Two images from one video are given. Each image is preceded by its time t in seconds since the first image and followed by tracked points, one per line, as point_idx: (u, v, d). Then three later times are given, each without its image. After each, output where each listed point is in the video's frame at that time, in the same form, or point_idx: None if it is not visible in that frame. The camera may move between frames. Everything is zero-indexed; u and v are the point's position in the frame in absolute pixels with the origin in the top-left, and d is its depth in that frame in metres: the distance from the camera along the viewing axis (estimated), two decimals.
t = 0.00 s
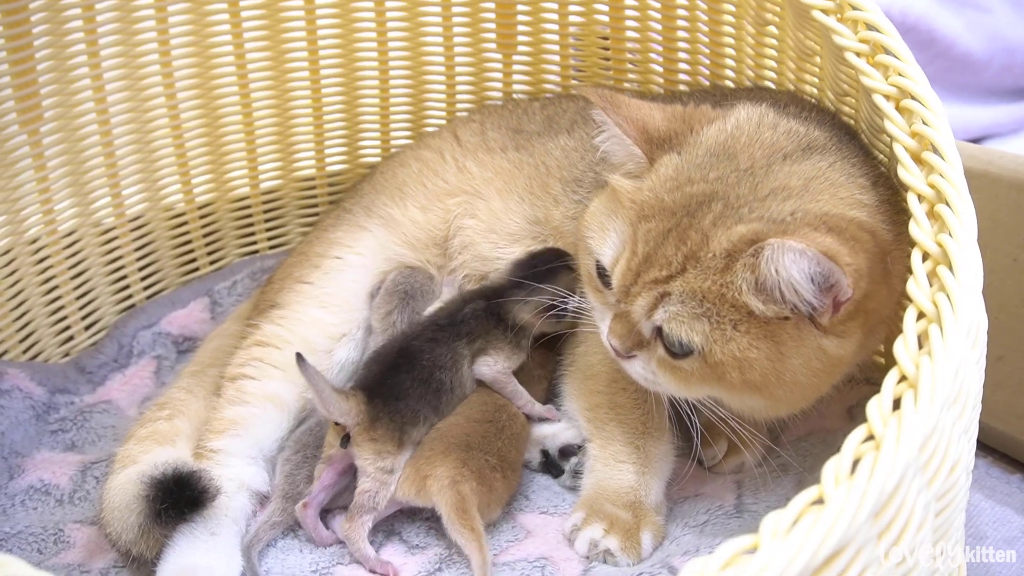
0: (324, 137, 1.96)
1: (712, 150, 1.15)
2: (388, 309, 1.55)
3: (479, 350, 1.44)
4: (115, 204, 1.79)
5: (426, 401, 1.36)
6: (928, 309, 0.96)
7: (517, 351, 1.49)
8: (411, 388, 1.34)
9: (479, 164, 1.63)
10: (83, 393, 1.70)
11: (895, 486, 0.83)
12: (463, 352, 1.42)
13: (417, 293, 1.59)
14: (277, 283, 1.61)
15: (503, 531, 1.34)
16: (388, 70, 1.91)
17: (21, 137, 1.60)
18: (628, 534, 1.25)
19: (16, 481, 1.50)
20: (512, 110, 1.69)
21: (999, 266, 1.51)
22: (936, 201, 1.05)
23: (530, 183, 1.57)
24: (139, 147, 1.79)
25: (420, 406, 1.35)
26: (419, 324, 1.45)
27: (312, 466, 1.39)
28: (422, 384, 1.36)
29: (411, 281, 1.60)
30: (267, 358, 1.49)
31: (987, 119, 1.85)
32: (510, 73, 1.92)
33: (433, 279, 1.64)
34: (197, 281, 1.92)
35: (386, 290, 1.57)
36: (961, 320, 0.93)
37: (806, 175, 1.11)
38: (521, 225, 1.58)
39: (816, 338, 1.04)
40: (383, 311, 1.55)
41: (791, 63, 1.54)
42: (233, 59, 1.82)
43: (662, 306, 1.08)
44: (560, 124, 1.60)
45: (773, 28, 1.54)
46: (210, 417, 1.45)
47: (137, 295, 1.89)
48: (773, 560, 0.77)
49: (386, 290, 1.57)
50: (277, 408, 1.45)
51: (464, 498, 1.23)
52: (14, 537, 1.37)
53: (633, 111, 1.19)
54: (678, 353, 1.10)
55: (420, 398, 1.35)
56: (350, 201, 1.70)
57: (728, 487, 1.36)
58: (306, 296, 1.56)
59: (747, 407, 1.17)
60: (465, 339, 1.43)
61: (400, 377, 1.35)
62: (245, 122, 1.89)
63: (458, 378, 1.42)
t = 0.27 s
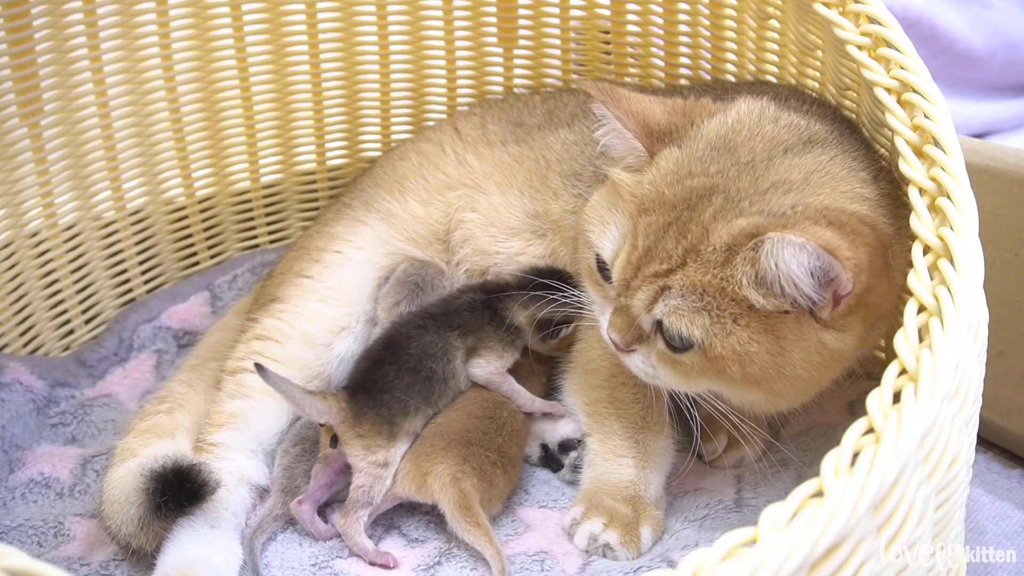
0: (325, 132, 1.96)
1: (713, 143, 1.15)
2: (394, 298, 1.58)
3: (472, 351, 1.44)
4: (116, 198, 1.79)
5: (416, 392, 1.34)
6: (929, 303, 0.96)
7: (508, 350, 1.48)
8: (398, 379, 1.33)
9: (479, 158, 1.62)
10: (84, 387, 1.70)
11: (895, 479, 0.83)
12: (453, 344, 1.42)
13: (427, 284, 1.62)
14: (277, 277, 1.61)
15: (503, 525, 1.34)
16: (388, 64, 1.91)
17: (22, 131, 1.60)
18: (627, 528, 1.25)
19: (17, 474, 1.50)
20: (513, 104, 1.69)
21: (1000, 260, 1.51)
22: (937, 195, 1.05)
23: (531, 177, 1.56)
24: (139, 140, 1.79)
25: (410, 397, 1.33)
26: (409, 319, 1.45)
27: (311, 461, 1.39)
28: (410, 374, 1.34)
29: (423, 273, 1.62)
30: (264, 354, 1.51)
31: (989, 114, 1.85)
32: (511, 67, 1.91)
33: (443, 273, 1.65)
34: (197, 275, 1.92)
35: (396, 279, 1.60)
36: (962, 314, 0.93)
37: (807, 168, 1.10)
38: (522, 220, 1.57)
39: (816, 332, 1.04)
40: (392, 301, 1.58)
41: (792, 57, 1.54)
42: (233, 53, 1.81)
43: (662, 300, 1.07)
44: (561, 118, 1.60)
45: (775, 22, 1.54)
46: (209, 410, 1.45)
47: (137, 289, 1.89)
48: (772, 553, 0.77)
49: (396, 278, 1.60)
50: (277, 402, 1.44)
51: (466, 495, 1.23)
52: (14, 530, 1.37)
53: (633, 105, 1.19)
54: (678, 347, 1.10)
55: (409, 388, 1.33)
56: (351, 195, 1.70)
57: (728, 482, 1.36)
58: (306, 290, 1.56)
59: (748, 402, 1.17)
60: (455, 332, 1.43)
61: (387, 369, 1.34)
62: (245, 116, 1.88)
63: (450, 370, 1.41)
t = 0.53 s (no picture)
0: (323, 130, 1.95)
1: (713, 140, 1.15)
2: (395, 297, 1.57)
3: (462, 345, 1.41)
4: (113, 195, 1.78)
5: (407, 383, 1.34)
6: (928, 300, 0.96)
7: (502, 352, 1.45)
8: (387, 371, 1.33)
9: (478, 157, 1.62)
10: (81, 385, 1.70)
11: (894, 476, 0.83)
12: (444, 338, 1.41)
13: (427, 283, 1.61)
14: (275, 275, 1.61)
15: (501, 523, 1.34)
16: (386, 61, 1.90)
17: (18, 128, 1.59)
18: (626, 526, 1.25)
19: (14, 473, 1.50)
20: (512, 102, 1.68)
21: (999, 258, 1.51)
22: (936, 192, 1.05)
23: (529, 175, 1.56)
24: (136, 138, 1.78)
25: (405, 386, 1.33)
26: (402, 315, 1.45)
27: (309, 458, 1.39)
28: (399, 366, 1.34)
29: (422, 271, 1.61)
30: (264, 351, 1.50)
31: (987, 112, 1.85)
32: (509, 65, 1.91)
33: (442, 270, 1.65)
34: (195, 273, 1.92)
35: (396, 278, 1.58)
36: (961, 311, 0.93)
37: (806, 164, 1.10)
38: (521, 219, 1.56)
39: (816, 327, 1.04)
40: (391, 300, 1.57)
41: (791, 55, 1.54)
42: (231, 50, 1.81)
43: (662, 296, 1.07)
44: (559, 116, 1.59)
45: (773, 20, 1.54)
46: (207, 409, 1.44)
47: (135, 287, 1.88)
48: (772, 551, 0.77)
49: (396, 277, 1.58)
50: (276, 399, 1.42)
51: (469, 491, 1.23)
52: (11, 529, 1.37)
53: (632, 102, 1.19)
54: (678, 343, 1.10)
55: (400, 379, 1.33)
56: (349, 194, 1.70)
57: (727, 480, 1.36)
58: (304, 288, 1.56)
59: (748, 398, 1.17)
60: (444, 327, 1.41)
61: (377, 362, 1.34)
62: (243, 114, 1.88)
63: (440, 366, 1.39)
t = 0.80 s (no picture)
0: (323, 123, 1.95)
1: (713, 132, 1.15)
2: (392, 291, 1.56)
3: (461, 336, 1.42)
4: (112, 188, 1.78)
5: (404, 384, 1.32)
6: (927, 293, 0.96)
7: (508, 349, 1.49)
8: (386, 369, 1.32)
9: (478, 151, 1.62)
10: (80, 378, 1.70)
11: (893, 469, 0.83)
12: (447, 333, 1.40)
13: (425, 277, 1.60)
14: (275, 269, 1.61)
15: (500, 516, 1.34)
16: (386, 55, 1.90)
17: (17, 121, 1.59)
18: (625, 519, 1.25)
19: (13, 465, 1.50)
20: (511, 97, 1.68)
21: (998, 254, 1.51)
22: (936, 185, 1.05)
23: (529, 169, 1.56)
24: (136, 131, 1.78)
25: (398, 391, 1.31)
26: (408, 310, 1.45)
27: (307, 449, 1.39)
28: (399, 366, 1.33)
29: (421, 264, 1.60)
30: (263, 345, 1.50)
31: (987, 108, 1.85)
32: (509, 59, 1.91)
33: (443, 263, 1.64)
34: (195, 267, 1.92)
35: (394, 271, 1.57)
36: (961, 305, 0.93)
37: (806, 156, 1.10)
38: (520, 213, 1.56)
39: (817, 319, 1.04)
40: (388, 292, 1.56)
41: (791, 50, 1.54)
42: (231, 44, 1.80)
43: (664, 288, 1.07)
44: (559, 111, 1.59)
45: (773, 15, 1.54)
46: (206, 401, 1.44)
47: (134, 280, 1.88)
48: (771, 542, 0.77)
49: (394, 270, 1.57)
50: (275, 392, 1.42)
51: (471, 480, 1.23)
52: (10, 521, 1.37)
53: (632, 95, 1.19)
54: (679, 336, 1.10)
55: (397, 379, 1.32)
56: (348, 188, 1.70)
57: (726, 473, 1.36)
58: (303, 282, 1.56)
59: (749, 391, 1.17)
60: (449, 318, 1.42)
61: (378, 359, 1.33)
62: (243, 109, 1.88)
63: (439, 363, 1.38)
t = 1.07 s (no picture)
0: (322, 119, 1.95)
1: (715, 128, 1.14)
2: (388, 290, 1.54)
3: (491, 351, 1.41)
4: (112, 184, 1.78)
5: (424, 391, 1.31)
6: (927, 290, 0.96)
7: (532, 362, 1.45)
8: (401, 373, 1.30)
9: (478, 147, 1.62)
10: (79, 374, 1.70)
11: (892, 465, 0.83)
12: (470, 338, 1.39)
13: (421, 274, 1.59)
14: (274, 265, 1.60)
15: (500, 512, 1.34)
16: (386, 51, 1.90)
17: (17, 116, 1.59)
18: (623, 516, 1.25)
19: (11, 461, 1.50)
20: (511, 93, 1.68)
21: (998, 251, 1.51)
22: (936, 182, 1.05)
23: (529, 165, 1.56)
24: (136, 127, 1.78)
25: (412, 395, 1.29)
26: (432, 313, 1.43)
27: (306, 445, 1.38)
28: (417, 370, 1.31)
29: (415, 261, 1.59)
30: (262, 340, 1.51)
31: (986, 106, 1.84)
32: (509, 55, 1.90)
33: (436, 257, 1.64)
34: (194, 263, 1.92)
35: (389, 270, 1.56)
36: (961, 301, 0.93)
37: (807, 151, 1.10)
38: (520, 209, 1.56)
39: (819, 314, 1.04)
40: (386, 291, 1.55)
41: (791, 47, 1.54)
42: (230, 39, 1.80)
43: (666, 284, 1.07)
44: (559, 107, 1.59)
45: (774, 11, 1.53)
46: (205, 397, 1.44)
47: (133, 276, 1.88)
48: (770, 538, 0.77)
49: (389, 270, 1.56)
50: (274, 389, 1.42)
51: (471, 474, 1.24)
52: (9, 516, 1.37)
53: (633, 91, 1.18)
54: (681, 332, 1.10)
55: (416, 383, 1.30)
56: (348, 184, 1.70)
57: (725, 470, 1.36)
58: (303, 277, 1.56)
59: (751, 387, 1.17)
60: (477, 325, 1.42)
61: (395, 361, 1.31)
62: (243, 105, 1.87)
63: (459, 368, 1.36)
